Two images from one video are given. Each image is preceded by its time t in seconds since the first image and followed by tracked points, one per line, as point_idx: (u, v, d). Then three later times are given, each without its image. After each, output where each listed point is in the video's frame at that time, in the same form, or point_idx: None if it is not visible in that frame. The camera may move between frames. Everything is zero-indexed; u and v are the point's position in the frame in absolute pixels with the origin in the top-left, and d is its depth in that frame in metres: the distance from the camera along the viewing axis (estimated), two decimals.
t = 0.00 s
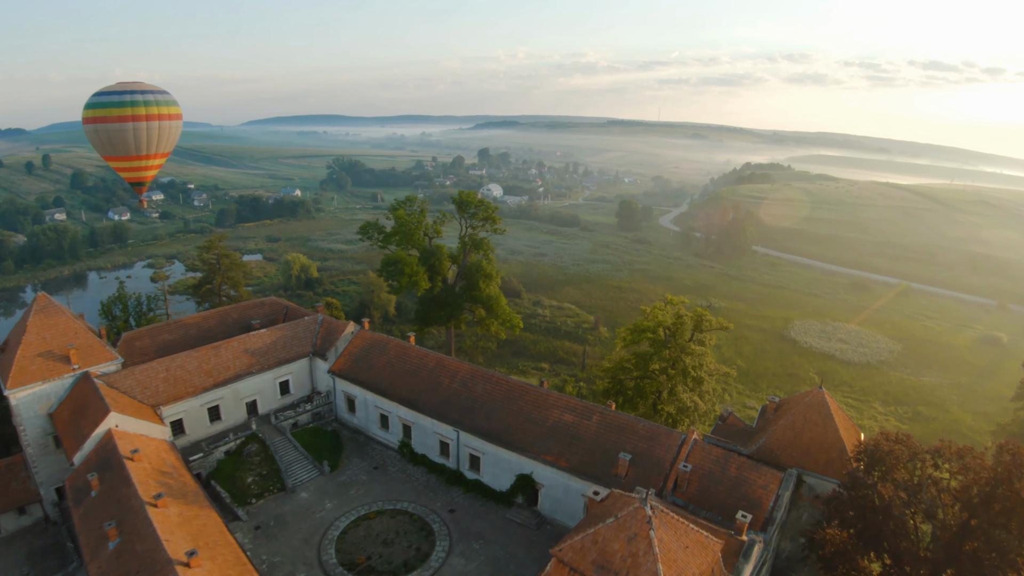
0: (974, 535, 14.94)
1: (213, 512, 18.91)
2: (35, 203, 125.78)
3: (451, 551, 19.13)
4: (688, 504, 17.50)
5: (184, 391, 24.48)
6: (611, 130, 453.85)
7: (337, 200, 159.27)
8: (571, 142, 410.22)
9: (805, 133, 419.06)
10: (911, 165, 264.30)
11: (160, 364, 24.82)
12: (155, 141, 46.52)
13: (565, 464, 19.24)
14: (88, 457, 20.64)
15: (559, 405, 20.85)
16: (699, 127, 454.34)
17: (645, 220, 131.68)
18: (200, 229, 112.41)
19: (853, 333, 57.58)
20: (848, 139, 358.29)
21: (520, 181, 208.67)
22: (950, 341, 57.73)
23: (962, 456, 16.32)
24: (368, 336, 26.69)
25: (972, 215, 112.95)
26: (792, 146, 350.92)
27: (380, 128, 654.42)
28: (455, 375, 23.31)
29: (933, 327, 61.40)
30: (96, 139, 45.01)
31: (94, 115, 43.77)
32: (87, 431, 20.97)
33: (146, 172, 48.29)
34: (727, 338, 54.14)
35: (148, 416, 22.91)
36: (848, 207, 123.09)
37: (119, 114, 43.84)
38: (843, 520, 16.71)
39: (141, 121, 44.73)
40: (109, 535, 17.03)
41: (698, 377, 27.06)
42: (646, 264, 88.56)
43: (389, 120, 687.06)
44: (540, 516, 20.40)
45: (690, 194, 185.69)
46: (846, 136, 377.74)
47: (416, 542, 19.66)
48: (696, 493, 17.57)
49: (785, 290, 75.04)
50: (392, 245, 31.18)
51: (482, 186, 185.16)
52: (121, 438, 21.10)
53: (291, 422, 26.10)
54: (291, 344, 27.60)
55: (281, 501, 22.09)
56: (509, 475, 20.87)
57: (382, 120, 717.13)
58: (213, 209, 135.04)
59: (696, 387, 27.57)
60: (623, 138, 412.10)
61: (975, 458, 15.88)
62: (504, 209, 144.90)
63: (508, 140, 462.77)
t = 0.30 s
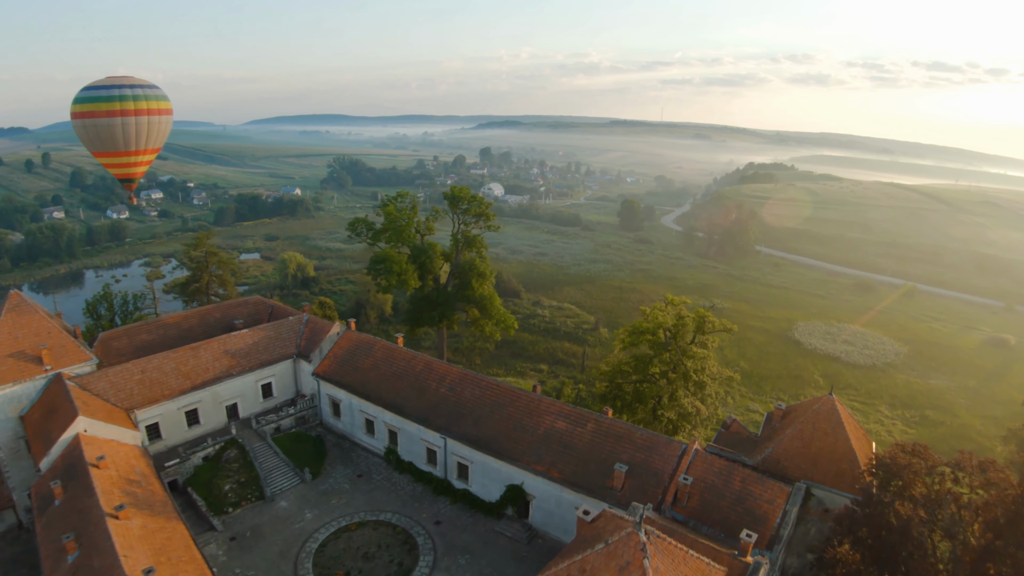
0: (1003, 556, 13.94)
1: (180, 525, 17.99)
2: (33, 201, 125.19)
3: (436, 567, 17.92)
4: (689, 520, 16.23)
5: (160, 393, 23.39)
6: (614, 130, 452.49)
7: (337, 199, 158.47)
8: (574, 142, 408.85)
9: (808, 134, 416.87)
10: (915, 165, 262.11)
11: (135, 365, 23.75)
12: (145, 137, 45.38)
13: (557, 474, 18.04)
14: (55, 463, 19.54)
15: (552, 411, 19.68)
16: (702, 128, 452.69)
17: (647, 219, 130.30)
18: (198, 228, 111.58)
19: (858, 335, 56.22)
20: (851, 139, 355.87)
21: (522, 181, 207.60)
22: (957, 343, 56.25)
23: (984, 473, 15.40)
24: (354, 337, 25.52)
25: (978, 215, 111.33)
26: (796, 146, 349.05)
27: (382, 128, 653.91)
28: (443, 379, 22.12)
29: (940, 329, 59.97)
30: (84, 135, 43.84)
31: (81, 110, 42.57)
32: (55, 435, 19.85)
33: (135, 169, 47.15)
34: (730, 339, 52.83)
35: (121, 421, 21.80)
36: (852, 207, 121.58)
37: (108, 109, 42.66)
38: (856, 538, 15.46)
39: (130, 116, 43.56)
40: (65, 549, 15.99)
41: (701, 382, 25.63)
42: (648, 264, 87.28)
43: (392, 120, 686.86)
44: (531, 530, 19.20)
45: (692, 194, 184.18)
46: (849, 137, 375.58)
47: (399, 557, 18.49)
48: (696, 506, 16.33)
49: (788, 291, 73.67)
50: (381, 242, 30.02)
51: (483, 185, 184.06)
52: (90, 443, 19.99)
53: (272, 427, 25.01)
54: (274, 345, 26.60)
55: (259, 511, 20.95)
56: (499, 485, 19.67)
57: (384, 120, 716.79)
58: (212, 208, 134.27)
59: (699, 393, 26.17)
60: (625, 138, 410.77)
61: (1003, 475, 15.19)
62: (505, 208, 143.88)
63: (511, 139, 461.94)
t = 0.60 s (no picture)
0: None
1: (143, 538, 16.98)
2: (32, 199, 124.69)
3: None
4: (689, 539, 14.97)
5: (134, 396, 22.29)
6: (617, 130, 451.26)
7: (337, 197, 157.48)
8: (577, 142, 407.54)
9: (811, 134, 414.37)
10: (918, 167, 260.07)
11: (109, 366, 22.66)
12: (134, 131, 43.71)
13: (548, 486, 16.84)
14: (17, 469, 18.39)
15: (544, 418, 18.48)
16: (705, 128, 450.90)
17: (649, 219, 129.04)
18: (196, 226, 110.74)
19: (863, 337, 54.84)
20: (854, 141, 353.41)
21: (524, 180, 206.44)
22: (964, 346, 54.80)
23: (1010, 489, 14.08)
24: (339, 338, 24.40)
25: (984, 216, 109.61)
26: (799, 147, 346.82)
27: (385, 128, 653.64)
28: (430, 383, 20.94)
29: (947, 331, 58.53)
30: (72, 128, 42.33)
31: (69, 103, 41.05)
32: (18, 439, 18.73)
33: (125, 164, 45.62)
34: (734, 341, 51.57)
35: (90, 425, 20.68)
36: (856, 208, 120.06)
37: (95, 104, 41.08)
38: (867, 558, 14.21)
39: (119, 111, 41.89)
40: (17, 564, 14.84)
41: (703, 387, 24.37)
42: (649, 264, 86.06)
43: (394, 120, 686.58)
44: (520, 545, 17.97)
45: (695, 194, 182.71)
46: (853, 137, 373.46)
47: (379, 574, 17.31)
48: (696, 520, 15.18)
49: (792, 291, 72.37)
50: (370, 240, 28.89)
51: (484, 185, 183.16)
52: (56, 448, 18.88)
53: (253, 432, 23.89)
54: (256, 346, 25.51)
55: (234, 521, 19.81)
56: (487, 497, 18.47)
57: (387, 119, 716.58)
58: (211, 206, 133.67)
59: (701, 400, 24.85)
60: (627, 138, 409.44)
61: None
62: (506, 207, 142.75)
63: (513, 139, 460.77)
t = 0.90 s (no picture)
0: None
1: (101, 553, 15.83)
2: (31, 196, 124.01)
3: None
4: (690, 561, 13.72)
5: (106, 398, 21.12)
6: (620, 130, 449.73)
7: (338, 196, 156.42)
8: (579, 142, 406.15)
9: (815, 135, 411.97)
10: (923, 168, 258.17)
11: (80, 366, 21.48)
12: (124, 126, 40.47)
13: (537, 501, 15.62)
14: None
15: (534, 427, 17.25)
16: (708, 129, 449.03)
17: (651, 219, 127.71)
18: (194, 224, 109.73)
19: (869, 339, 53.50)
20: (858, 142, 351.20)
21: (526, 180, 205.33)
22: (971, 349, 53.38)
23: None
24: (323, 338, 23.23)
25: (991, 218, 107.97)
26: (803, 148, 344.95)
27: (388, 127, 653.24)
28: (415, 388, 19.73)
29: (955, 334, 57.11)
30: (59, 122, 39.15)
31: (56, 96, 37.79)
32: None
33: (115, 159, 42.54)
34: (737, 343, 50.26)
35: (57, 429, 19.48)
36: (861, 208, 118.55)
37: (83, 97, 37.81)
38: None
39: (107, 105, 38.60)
40: None
41: (706, 394, 23.06)
42: (651, 264, 84.78)
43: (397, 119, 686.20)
44: (509, 561, 16.74)
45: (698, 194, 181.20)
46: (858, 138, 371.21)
47: None
48: (699, 540, 13.96)
49: (796, 293, 71.02)
50: (358, 236, 27.71)
51: (486, 184, 182.00)
52: (17, 452, 17.69)
53: (230, 437, 22.71)
54: (235, 347, 24.39)
55: (205, 532, 18.63)
56: (473, 511, 17.23)
57: (391, 119, 716.25)
58: (210, 204, 132.83)
59: (704, 406, 23.54)
60: (630, 138, 407.90)
61: None
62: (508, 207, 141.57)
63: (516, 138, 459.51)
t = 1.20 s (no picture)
0: None
1: (53, 568, 14.48)
2: (29, 192, 123.32)
3: None
4: None
5: (74, 399, 19.93)
6: (623, 130, 447.86)
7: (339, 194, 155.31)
8: (583, 142, 404.76)
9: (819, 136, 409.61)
10: (927, 170, 256.35)
11: (48, 366, 20.30)
12: (114, 120, 37.61)
13: (524, 517, 14.40)
14: None
15: (524, 437, 16.04)
16: (711, 130, 447.00)
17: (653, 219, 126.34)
18: (192, 221, 108.70)
19: (875, 342, 52.16)
20: (863, 144, 349.06)
21: (528, 179, 203.98)
22: (979, 353, 51.96)
23: None
24: (304, 339, 22.08)
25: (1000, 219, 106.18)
26: (807, 149, 342.99)
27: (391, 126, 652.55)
28: (398, 393, 18.53)
29: (964, 337, 55.62)
30: (47, 115, 36.40)
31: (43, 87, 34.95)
32: None
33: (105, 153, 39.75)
34: (739, 345, 49.04)
35: (21, 433, 18.29)
36: (866, 209, 117.00)
37: (70, 89, 34.93)
38: None
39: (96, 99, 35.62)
40: None
41: (710, 401, 21.80)
42: (654, 265, 83.44)
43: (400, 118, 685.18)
44: None
45: (702, 195, 179.58)
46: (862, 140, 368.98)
47: None
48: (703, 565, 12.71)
49: (800, 294, 69.63)
50: (345, 231, 26.55)
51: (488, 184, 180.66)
52: None
53: (205, 442, 21.55)
54: (213, 347, 23.28)
55: (174, 544, 17.44)
56: (458, 526, 16.02)
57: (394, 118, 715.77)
58: (210, 202, 131.89)
59: (706, 414, 22.29)
60: (634, 138, 406.10)
61: None
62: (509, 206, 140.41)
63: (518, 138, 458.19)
